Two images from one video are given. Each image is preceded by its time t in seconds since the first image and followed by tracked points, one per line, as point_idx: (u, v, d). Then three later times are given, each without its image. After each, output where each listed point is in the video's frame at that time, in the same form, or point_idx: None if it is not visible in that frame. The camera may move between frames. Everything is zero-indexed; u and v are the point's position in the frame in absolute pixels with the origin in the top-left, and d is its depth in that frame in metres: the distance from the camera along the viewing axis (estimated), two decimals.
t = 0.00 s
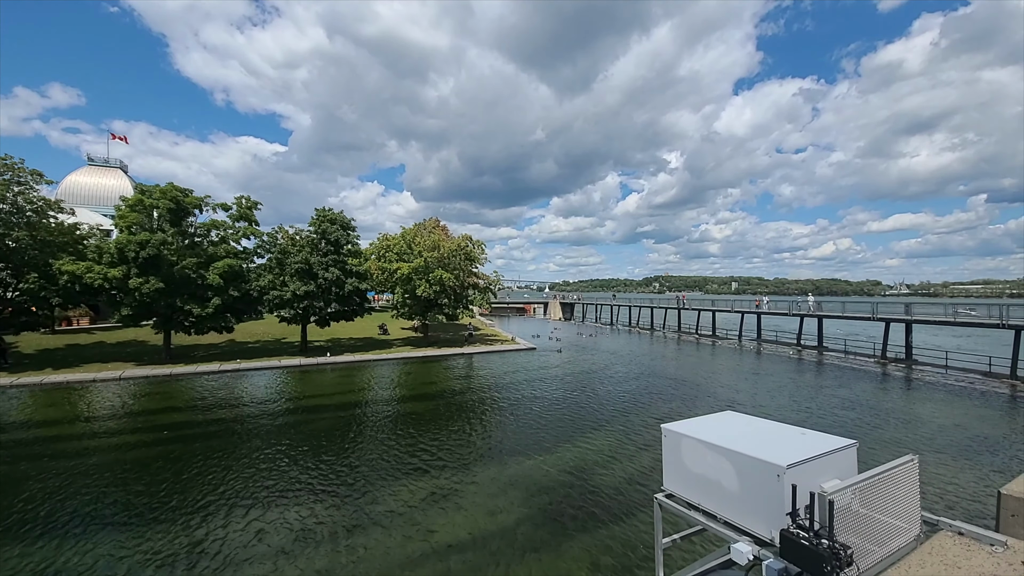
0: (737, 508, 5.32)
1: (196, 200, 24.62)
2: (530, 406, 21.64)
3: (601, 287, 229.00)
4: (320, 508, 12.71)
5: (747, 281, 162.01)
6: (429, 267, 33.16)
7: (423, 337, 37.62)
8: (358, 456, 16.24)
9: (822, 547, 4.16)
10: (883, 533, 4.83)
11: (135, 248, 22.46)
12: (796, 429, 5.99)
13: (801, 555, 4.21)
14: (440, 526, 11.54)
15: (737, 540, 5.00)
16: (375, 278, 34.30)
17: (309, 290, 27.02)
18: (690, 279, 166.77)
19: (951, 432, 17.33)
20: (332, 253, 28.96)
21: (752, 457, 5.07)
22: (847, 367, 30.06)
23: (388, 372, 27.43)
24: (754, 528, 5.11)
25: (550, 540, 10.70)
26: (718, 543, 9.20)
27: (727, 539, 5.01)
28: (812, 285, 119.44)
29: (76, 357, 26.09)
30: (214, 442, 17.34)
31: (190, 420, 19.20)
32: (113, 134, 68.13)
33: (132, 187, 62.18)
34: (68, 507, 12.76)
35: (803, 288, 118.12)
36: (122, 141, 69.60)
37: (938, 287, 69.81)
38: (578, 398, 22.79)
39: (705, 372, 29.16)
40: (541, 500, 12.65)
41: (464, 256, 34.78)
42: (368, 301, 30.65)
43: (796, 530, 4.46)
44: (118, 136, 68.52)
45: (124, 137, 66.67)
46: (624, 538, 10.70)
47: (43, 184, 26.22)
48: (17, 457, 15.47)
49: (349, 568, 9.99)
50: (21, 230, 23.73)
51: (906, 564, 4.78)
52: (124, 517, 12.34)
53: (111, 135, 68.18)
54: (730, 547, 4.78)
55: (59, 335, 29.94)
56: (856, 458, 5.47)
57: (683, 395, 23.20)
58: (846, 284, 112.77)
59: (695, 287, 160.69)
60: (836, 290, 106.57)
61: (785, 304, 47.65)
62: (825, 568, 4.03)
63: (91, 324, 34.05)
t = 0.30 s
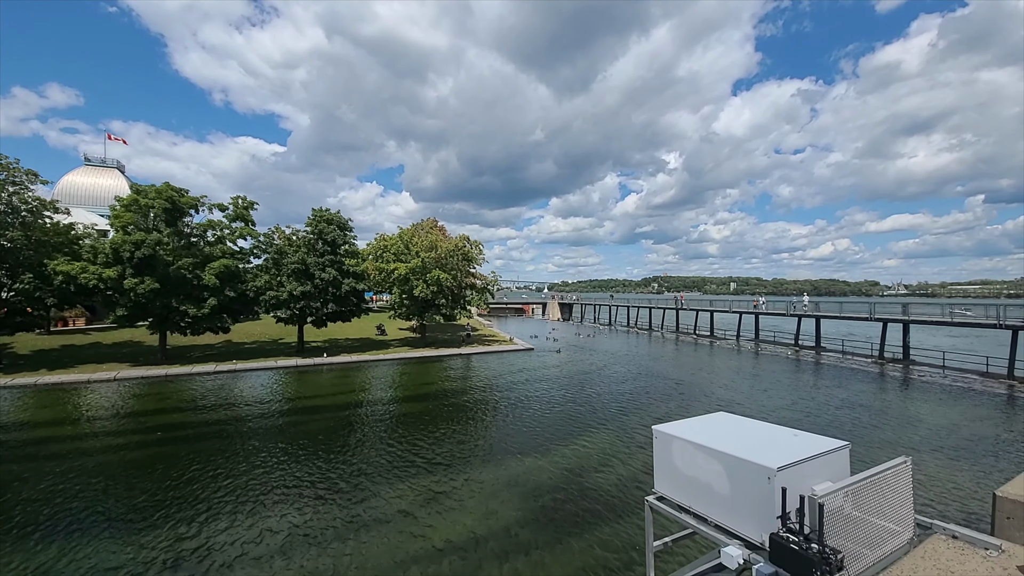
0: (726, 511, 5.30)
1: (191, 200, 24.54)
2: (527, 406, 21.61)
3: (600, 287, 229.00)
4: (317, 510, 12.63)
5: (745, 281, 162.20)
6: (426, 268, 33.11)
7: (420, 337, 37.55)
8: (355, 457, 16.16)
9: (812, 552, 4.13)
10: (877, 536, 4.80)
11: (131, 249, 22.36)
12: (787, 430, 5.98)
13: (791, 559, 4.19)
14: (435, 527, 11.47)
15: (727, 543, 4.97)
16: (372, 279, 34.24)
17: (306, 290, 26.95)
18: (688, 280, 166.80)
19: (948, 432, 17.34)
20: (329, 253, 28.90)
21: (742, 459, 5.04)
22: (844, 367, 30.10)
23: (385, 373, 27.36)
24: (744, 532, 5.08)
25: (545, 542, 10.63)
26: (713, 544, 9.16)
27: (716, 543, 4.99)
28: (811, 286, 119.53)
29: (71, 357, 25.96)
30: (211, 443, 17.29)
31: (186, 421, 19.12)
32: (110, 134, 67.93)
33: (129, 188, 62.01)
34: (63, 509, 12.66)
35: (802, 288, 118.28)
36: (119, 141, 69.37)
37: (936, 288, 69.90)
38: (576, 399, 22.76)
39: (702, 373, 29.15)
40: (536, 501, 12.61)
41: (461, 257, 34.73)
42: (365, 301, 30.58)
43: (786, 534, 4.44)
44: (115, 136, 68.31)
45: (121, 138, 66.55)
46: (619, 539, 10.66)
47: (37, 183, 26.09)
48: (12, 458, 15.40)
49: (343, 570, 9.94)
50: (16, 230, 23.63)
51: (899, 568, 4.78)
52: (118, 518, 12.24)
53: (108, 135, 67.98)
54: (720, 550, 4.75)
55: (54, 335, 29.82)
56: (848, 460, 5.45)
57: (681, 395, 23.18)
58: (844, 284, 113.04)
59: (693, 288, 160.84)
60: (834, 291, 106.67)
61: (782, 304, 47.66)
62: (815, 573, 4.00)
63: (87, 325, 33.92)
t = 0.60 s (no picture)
0: (718, 514, 5.26)
1: (187, 199, 24.44)
2: (525, 406, 21.54)
3: (599, 287, 228.98)
4: (314, 510, 12.58)
5: (744, 281, 162.19)
6: (424, 268, 33.02)
7: (418, 337, 37.47)
8: (352, 457, 16.10)
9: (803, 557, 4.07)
10: (872, 541, 4.75)
11: (126, 248, 22.23)
12: (781, 432, 5.94)
13: (781, 565, 4.13)
14: (432, 528, 11.44)
15: (718, 548, 4.92)
16: (369, 278, 34.16)
17: (303, 290, 26.87)
18: (688, 280, 166.56)
19: (946, 432, 17.29)
20: (326, 253, 28.81)
21: (734, 462, 5.00)
22: (843, 367, 30.09)
23: (382, 373, 27.27)
24: (735, 536, 5.03)
25: (541, 544, 10.57)
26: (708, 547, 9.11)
27: (707, 547, 4.94)
28: (810, 286, 119.35)
29: (66, 358, 25.83)
30: (207, 443, 17.22)
31: (182, 421, 19.04)
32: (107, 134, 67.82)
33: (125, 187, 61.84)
34: (58, 510, 12.58)
35: (800, 288, 118.31)
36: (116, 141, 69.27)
37: (934, 287, 69.89)
38: (574, 399, 22.70)
39: (700, 373, 29.09)
40: (532, 502, 12.54)
41: (459, 256, 34.64)
42: (362, 301, 30.48)
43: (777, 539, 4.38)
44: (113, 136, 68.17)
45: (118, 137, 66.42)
46: (614, 541, 10.58)
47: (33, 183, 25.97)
48: (6, 459, 15.31)
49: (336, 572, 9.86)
50: (11, 229, 23.52)
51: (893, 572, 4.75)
52: (114, 519, 12.19)
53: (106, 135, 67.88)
54: (711, 555, 4.68)
55: (49, 336, 29.69)
56: (842, 463, 5.41)
57: (679, 395, 23.13)
58: (844, 284, 113.08)
59: (693, 288, 160.88)
60: (833, 290, 106.68)
61: (781, 304, 47.62)
62: None
63: (82, 325, 33.78)
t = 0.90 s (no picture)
0: (704, 519, 5.24)
1: (180, 198, 24.29)
2: (521, 406, 21.47)
3: (596, 286, 229.19)
4: (310, 510, 12.52)
5: (741, 281, 162.53)
6: (420, 267, 32.94)
7: (414, 337, 37.40)
8: (348, 458, 16.02)
9: (785, 563, 4.03)
10: (859, 545, 4.71)
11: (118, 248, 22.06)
12: (769, 435, 5.94)
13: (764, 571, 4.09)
14: (428, 528, 11.40)
15: (705, 553, 4.89)
16: (365, 278, 34.06)
17: (297, 290, 26.77)
18: (685, 279, 166.78)
19: (941, 432, 17.33)
20: (321, 253, 28.69)
21: (720, 466, 4.98)
22: (838, 367, 30.16)
23: (378, 373, 27.15)
24: (722, 541, 5.00)
25: (533, 546, 10.52)
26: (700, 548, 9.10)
27: (693, 552, 4.92)
28: (806, 285, 119.85)
29: (58, 358, 25.64)
30: (202, 444, 17.11)
31: (176, 422, 18.92)
32: (101, 132, 67.51)
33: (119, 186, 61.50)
34: (50, 511, 12.48)
35: (796, 288, 118.59)
36: (110, 139, 69.20)
37: (929, 287, 70.17)
38: (571, 399, 22.66)
39: (696, 372, 29.13)
40: (525, 503, 12.46)
41: (455, 256, 34.55)
42: (358, 301, 30.35)
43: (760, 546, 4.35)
44: (107, 135, 67.90)
45: (111, 136, 65.97)
46: (608, 542, 10.55)
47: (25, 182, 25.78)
48: None
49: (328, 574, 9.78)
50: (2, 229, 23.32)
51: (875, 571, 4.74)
52: (107, 520, 12.09)
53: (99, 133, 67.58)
54: (698, 561, 4.61)
55: (42, 336, 29.48)
56: (830, 466, 5.38)
57: (675, 395, 23.12)
58: (840, 284, 113.55)
59: (690, 288, 161.11)
60: (829, 290, 106.97)
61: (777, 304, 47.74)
62: None
63: (75, 325, 33.56)
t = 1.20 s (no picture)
0: (686, 521, 5.22)
1: (167, 197, 23.98)
2: (513, 407, 21.43)
3: (589, 287, 229.57)
4: (300, 514, 12.38)
5: (733, 281, 163.40)
6: (411, 268, 32.79)
7: (406, 338, 37.24)
8: (338, 460, 15.85)
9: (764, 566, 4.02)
10: (841, 546, 4.70)
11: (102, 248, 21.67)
12: (753, 435, 5.94)
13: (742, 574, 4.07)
14: (418, 532, 11.32)
15: (686, 555, 4.87)
16: (356, 279, 33.86)
17: (287, 290, 26.54)
18: (677, 280, 167.44)
19: (927, 430, 17.53)
20: (311, 253, 28.46)
21: (702, 467, 4.97)
22: (828, 366, 30.40)
23: (369, 374, 26.98)
24: (703, 543, 4.99)
25: (522, 548, 10.47)
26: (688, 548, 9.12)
27: (675, 554, 4.90)
28: (796, 285, 120.94)
29: (42, 360, 25.20)
30: (189, 446, 16.86)
31: (163, 425, 18.64)
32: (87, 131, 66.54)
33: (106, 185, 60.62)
34: (32, 515, 12.21)
35: (787, 288, 119.56)
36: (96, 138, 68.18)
37: (917, 287, 71.08)
38: (564, 399, 22.65)
39: (688, 372, 29.23)
40: (514, 506, 12.42)
41: (447, 256, 34.44)
42: (348, 301, 30.15)
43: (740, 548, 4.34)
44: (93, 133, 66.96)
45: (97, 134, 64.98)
46: (597, 543, 10.54)
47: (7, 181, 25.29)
48: None
49: None
50: None
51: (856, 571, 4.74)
52: (90, 525, 11.85)
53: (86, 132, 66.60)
54: (678, 563, 4.51)
55: (25, 337, 28.96)
56: (812, 465, 5.39)
57: (666, 395, 23.17)
58: (830, 284, 114.72)
59: (682, 288, 161.91)
60: (819, 290, 107.92)
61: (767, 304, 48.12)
62: None
63: (60, 326, 32.99)
